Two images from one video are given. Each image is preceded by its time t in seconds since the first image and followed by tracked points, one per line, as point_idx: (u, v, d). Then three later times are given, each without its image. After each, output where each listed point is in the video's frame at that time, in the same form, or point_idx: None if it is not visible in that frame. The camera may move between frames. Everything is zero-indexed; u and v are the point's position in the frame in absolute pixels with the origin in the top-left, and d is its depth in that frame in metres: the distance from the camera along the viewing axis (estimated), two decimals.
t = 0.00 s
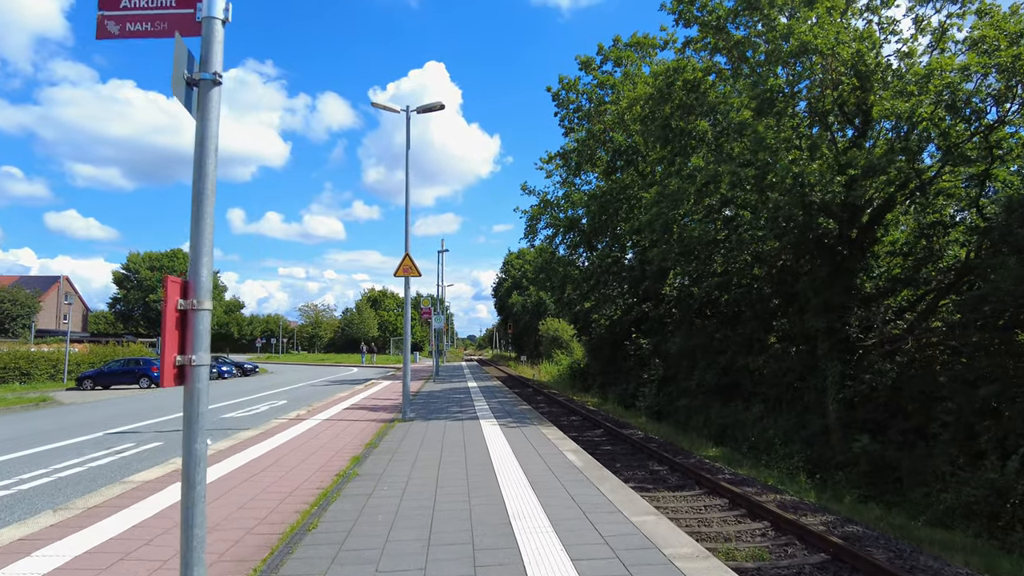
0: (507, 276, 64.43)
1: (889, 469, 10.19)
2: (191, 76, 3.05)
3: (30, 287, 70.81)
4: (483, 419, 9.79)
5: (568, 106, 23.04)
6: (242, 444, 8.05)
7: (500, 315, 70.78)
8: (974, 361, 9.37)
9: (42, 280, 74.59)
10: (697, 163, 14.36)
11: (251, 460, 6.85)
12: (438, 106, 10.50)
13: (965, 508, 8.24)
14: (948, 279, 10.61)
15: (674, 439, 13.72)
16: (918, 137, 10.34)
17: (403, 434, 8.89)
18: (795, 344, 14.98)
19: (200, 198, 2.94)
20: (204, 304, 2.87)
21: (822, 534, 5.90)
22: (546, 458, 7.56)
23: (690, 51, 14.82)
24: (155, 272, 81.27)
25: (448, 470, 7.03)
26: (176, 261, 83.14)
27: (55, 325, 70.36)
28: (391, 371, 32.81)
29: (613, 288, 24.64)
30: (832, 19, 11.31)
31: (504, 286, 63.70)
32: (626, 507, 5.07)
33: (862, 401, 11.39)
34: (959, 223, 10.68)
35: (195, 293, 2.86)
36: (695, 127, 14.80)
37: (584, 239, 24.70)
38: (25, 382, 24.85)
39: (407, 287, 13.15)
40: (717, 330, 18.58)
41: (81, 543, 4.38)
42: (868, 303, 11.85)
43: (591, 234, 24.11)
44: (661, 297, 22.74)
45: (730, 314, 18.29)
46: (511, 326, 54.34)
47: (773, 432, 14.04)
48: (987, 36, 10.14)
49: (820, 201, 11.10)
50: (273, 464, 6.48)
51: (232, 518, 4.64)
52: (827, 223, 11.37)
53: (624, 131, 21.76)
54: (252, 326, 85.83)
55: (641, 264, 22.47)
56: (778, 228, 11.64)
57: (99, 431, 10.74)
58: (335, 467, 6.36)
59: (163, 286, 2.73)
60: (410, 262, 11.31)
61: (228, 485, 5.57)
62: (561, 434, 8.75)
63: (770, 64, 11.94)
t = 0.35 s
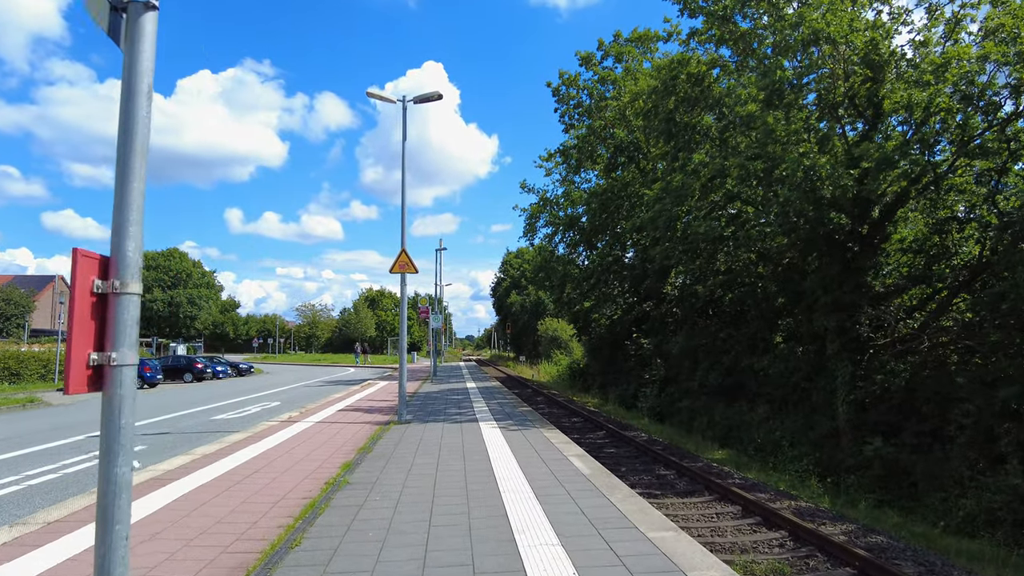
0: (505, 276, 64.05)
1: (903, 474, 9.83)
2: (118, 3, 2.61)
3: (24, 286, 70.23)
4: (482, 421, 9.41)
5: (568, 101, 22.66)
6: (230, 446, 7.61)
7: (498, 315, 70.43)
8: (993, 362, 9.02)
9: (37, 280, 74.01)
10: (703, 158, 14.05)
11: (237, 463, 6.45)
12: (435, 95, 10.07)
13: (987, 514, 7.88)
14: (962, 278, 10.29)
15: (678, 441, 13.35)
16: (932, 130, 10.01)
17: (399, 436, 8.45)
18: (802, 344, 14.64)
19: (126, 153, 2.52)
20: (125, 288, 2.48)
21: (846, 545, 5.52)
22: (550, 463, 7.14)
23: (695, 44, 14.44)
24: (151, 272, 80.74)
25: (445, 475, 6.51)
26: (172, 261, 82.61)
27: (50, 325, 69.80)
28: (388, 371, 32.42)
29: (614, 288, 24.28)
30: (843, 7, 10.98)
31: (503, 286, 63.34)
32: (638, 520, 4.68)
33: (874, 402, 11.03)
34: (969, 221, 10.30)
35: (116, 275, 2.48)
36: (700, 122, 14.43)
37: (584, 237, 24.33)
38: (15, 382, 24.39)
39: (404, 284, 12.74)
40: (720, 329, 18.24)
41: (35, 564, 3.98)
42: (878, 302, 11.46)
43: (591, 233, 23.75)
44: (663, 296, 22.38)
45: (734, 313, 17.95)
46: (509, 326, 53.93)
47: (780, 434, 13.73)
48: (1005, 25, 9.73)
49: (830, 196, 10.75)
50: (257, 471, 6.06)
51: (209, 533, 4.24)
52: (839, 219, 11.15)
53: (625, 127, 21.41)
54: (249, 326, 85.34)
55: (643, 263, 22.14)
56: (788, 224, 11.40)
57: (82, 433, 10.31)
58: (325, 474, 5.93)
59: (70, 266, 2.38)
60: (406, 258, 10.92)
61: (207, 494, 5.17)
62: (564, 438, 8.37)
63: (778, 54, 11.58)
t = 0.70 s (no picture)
0: (503, 275, 63.65)
1: (916, 481, 9.46)
2: None
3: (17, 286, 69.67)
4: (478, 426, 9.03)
5: (567, 98, 22.31)
6: (213, 455, 7.19)
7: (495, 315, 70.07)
8: (1009, 366, 8.68)
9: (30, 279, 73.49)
10: (707, 154, 13.68)
11: (217, 475, 6.05)
12: (430, 87, 9.64)
13: (1007, 525, 7.52)
14: (977, 277, 9.94)
15: (681, 445, 12.98)
16: (946, 123, 9.65)
17: (392, 444, 8.01)
18: (808, 345, 14.29)
19: None
20: None
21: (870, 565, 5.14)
22: (550, 472, 6.73)
23: (698, 37, 14.09)
24: (146, 271, 80.19)
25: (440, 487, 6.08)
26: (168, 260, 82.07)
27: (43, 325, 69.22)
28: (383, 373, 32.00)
29: (613, 288, 23.92)
30: None
31: (500, 287, 62.99)
32: (648, 542, 4.29)
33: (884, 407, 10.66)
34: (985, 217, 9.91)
35: None
36: (703, 117, 14.08)
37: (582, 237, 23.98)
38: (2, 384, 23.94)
39: (397, 284, 12.31)
40: (722, 330, 17.89)
41: None
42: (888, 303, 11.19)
43: (590, 232, 23.41)
44: (663, 297, 22.03)
45: (737, 314, 17.60)
46: (507, 327, 53.52)
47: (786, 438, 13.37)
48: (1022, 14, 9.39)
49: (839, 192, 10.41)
50: (238, 484, 5.66)
51: (174, 559, 3.83)
52: (849, 216, 10.70)
53: (625, 125, 21.06)
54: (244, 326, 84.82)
55: (643, 263, 21.78)
56: (795, 223, 10.98)
57: (59, 439, 9.84)
58: (310, 487, 5.53)
59: None
60: (400, 257, 10.52)
61: (180, 512, 4.76)
62: (564, 446, 7.99)
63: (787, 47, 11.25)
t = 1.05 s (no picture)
0: (498, 275, 63.24)
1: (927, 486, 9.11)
2: None
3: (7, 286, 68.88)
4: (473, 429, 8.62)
5: (564, 93, 21.92)
6: (191, 460, 6.76)
7: (490, 315, 69.69)
8: None
9: (20, 279, 72.57)
10: (709, 148, 13.30)
11: (191, 483, 5.63)
12: (424, 75, 9.83)
13: None
14: (989, 274, 9.60)
15: (682, 448, 12.60)
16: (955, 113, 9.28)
17: (382, 447, 7.57)
18: (812, 344, 13.95)
19: None
20: None
21: None
22: (549, 476, 6.31)
23: (699, 29, 13.74)
24: (138, 271, 79.45)
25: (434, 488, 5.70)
26: (160, 260, 81.33)
27: (33, 325, 68.37)
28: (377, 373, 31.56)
29: (610, 287, 23.56)
30: None
31: (495, 286, 62.62)
32: (658, 562, 3.90)
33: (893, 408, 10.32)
34: (998, 213, 9.49)
35: None
36: (703, 111, 13.75)
37: (579, 235, 23.62)
38: None
39: (388, 279, 11.85)
40: (723, 329, 17.54)
41: None
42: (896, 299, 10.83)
43: (587, 230, 23.05)
44: (661, 295, 21.68)
45: (738, 313, 17.24)
46: (502, 326, 53.09)
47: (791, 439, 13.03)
48: None
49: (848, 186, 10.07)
50: (213, 494, 5.25)
51: None
52: (859, 211, 10.12)
53: (624, 121, 20.69)
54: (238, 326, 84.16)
55: (642, 260, 21.42)
56: (801, 216, 10.53)
57: (33, 442, 9.37)
58: (289, 498, 5.12)
59: None
60: (391, 252, 10.13)
61: (144, 528, 4.34)
62: (563, 450, 7.60)
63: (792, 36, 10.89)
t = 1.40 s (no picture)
0: (497, 274, 62.81)
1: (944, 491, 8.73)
2: None
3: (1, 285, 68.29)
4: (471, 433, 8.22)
5: (564, 89, 21.53)
6: (173, 466, 6.36)
7: (488, 315, 69.33)
8: None
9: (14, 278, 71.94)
10: (715, 141, 12.94)
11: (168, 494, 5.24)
12: (419, 62, 9.37)
13: None
14: (1008, 271, 9.04)
15: (686, 450, 12.22)
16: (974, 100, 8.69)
17: (375, 452, 7.14)
18: (819, 343, 13.57)
19: None
20: None
21: None
22: (551, 483, 5.90)
23: (704, 20, 13.35)
24: (133, 270, 78.86)
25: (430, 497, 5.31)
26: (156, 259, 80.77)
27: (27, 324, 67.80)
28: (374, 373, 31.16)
29: (611, 285, 23.18)
30: None
31: (493, 286, 62.28)
32: None
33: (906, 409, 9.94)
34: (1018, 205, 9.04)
35: None
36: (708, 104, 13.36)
37: (579, 233, 23.23)
38: None
39: (383, 275, 11.43)
40: (726, 328, 17.18)
41: None
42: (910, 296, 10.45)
43: (587, 228, 22.66)
44: (662, 294, 21.31)
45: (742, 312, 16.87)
46: (500, 325, 52.62)
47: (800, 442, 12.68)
48: None
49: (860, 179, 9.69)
50: (189, 505, 4.84)
51: None
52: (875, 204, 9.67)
53: (625, 116, 20.28)
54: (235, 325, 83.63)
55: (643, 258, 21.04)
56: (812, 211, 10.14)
57: (11, 446, 8.96)
58: (272, 511, 4.71)
59: None
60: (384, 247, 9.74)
61: (108, 546, 3.94)
62: (566, 455, 7.21)
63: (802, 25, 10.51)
